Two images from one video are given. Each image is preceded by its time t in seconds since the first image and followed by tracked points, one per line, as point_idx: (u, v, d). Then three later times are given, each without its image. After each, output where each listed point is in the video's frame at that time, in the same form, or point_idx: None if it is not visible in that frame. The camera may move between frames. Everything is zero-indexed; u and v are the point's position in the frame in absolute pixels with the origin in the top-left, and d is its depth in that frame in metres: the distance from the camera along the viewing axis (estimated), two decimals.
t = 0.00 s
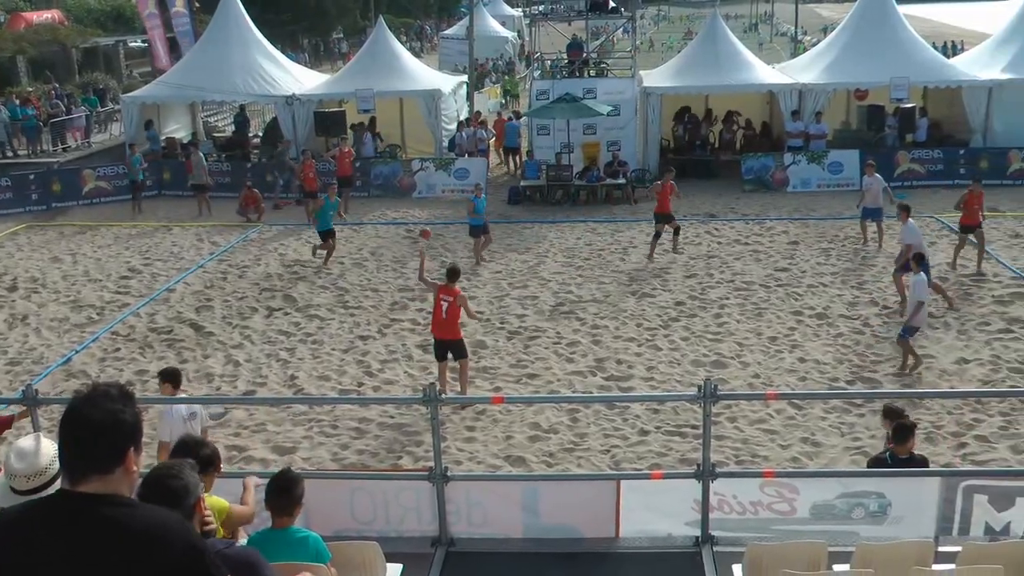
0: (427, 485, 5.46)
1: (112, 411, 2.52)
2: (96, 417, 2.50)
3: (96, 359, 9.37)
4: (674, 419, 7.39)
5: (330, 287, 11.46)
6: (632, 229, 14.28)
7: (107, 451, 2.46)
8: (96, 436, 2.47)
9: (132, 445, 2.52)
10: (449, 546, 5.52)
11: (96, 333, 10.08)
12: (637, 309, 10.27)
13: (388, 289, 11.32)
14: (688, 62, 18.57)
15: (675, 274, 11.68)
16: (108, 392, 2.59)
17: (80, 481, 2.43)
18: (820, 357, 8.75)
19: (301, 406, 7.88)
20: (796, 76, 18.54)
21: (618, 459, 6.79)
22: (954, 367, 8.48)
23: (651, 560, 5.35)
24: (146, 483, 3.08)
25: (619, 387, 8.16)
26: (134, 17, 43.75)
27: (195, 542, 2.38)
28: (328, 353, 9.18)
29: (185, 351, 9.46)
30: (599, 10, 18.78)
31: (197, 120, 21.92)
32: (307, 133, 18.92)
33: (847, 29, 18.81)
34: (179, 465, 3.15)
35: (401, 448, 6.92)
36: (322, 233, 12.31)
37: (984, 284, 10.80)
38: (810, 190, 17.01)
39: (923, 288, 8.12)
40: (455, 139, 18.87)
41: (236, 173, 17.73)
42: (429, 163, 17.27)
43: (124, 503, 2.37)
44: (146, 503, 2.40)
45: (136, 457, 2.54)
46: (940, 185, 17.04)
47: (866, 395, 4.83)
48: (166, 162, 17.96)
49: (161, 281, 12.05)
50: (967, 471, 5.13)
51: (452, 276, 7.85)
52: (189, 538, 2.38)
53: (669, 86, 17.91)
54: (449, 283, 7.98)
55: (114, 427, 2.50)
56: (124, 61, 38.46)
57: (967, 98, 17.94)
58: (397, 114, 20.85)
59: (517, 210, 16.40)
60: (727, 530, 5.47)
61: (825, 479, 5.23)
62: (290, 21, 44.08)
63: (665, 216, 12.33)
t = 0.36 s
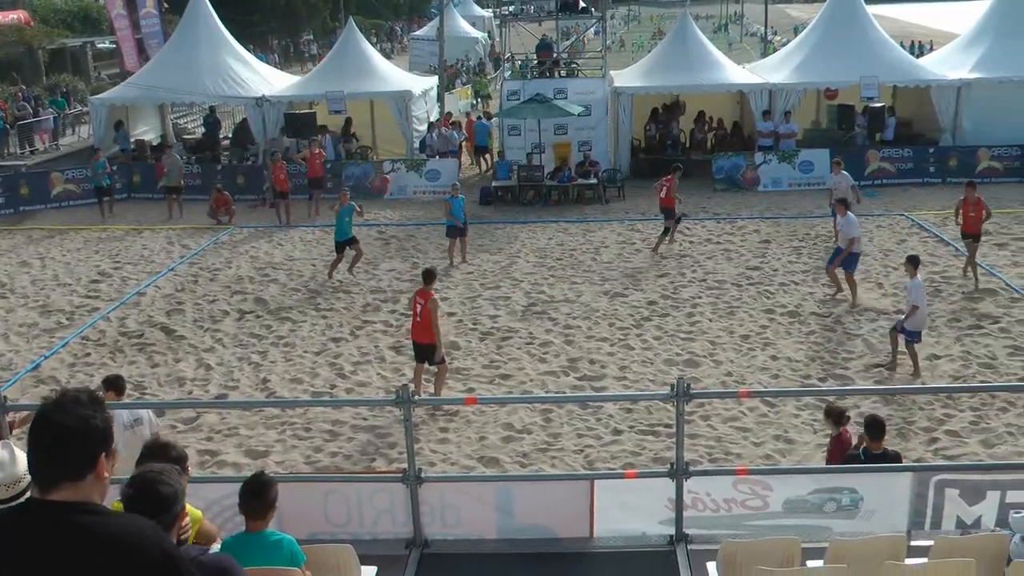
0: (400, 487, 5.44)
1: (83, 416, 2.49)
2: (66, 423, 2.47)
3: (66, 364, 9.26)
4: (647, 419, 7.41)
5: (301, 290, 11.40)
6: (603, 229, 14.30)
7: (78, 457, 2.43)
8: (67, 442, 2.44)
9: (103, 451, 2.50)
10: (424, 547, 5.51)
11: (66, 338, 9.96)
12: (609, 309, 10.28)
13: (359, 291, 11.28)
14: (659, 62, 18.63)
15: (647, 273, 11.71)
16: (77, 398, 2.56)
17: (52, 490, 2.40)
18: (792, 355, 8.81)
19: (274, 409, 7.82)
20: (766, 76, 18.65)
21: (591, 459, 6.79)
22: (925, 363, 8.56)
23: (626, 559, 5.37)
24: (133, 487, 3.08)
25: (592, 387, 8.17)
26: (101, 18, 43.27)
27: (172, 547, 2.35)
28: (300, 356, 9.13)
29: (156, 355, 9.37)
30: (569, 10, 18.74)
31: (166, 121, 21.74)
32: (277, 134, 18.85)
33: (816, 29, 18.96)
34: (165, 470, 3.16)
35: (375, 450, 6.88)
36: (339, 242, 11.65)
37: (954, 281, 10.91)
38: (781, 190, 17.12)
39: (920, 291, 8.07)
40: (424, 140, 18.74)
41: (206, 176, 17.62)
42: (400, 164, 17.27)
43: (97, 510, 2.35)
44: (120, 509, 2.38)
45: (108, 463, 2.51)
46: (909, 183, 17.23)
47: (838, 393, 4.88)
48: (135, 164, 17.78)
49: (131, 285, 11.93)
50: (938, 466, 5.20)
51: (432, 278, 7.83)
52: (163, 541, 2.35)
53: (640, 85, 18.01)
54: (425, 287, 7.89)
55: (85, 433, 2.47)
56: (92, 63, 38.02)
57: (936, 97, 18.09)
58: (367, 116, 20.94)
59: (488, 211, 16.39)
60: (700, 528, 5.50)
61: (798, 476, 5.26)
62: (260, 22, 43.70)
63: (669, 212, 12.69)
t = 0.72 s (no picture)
0: (371, 490, 5.42)
1: (47, 427, 2.46)
2: (29, 433, 2.43)
3: (30, 372, 9.12)
4: (617, 417, 7.42)
5: (268, 293, 11.32)
6: (571, 229, 14.32)
7: (39, 469, 2.39)
8: (29, 453, 2.41)
9: (68, 461, 2.47)
10: (395, 550, 5.49)
11: (30, 345, 9.82)
12: (577, 309, 10.30)
13: (328, 294, 11.22)
14: (625, 62, 18.68)
15: (615, 272, 11.75)
16: (41, 408, 2.53)
17: (15, 502, 2.36)
18: (761, 352, 8.87)
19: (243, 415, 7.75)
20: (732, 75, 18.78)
21: (562, 459, 6.79)
22: (892, 358, 8.65)
23: (598, 558, 5.39)
24: (106, 494, 3.05)
25: (562, 386, 8.19)
26: (61, 19, 42.67)
27: (138, 560, 2.32)
28: (268, 360, 9.06)
29: (123, 362, 9.26)
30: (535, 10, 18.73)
31: (130, 125, 21.52)
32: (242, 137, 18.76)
33: (782, 28, 19.11)
34: (138, 477, 3.13)
35: (345, 454, 6.83)
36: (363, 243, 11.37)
37: (920, 276, 11.04)
38: (748, 188, 17.23)
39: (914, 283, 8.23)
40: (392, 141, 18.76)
41: (171, 180, 17.46)
42: (367, 165, 17.17)
43: (62, 521, 2.31)
44: (85, 521, 2.34)
45: (72, 474, 2.48)
46: (874, 180, 17.42)
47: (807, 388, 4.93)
48: (99, 168, 17.56)
49: (97, 291, 11.79)
50: (906, 459, 5.28)
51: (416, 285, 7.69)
52: (129, 553, 2.33)
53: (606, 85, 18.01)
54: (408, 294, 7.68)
55: (49, 443, 2.44)
56: (53, 66, 37.49)
57: (901, 95, 18.32)
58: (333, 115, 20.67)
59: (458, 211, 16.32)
60: (671, 526, 5.52)
61: (767, 472, 5.30)
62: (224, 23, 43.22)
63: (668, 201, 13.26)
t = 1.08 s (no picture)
0: (315, 495, 5.37)
1: None
2: None
3: None
4: (561, 417, 7.44)
5: (208, 300, 11.16)
6: (512, 229, 14.34)
7: None
8: None
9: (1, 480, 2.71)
10: (341, 556, 5.47)
11: None
12: (520, 309, 10.32)
13: (269, 299, 11.10)
14: (564, 62, 18.72)
15: (556, 272, 11.79)
16: None
17: None
18: (703, 348, 8.96)
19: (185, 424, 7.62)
20: (671, 74, 18.91)
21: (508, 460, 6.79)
22: (832, 352, 8.78)
23: (545, 559, 5.41)
24: (42, 510, 3.08)
25: (505, 387, 8.20)
26: None
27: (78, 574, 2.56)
28: (209, 367, 8.94)
29: (60, 373, 9.06)
30: (473, 11, 18.67)
31: (64, 130, 21.07)
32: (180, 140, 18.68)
33: (720, 27, 19.32)
34: (76, 493, 3.18)
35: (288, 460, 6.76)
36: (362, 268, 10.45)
37: (858, 270, 11.25)
38: (688, 186, 17.41)
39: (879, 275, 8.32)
40: (331, 144, 18.67)
41: (107, 185, 17.13)
42: (306, 168, 17.02)
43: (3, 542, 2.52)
44: (23, 540, 2.55)
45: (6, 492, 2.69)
46: (812, 177, 17.68)
47: (750, 382, 5.02)
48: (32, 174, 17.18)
49: (32, 301, 11.52)
50: (849, 450, 5.37)
51: (388, 298, 7.52)
52: (66, 573, 2.54)
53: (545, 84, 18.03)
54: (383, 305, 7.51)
55: None
56: None
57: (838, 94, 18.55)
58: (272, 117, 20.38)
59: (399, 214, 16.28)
60: (618, 523, 5.55)
61: (712, 467, 5.34)
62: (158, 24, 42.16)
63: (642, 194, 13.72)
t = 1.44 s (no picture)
0: (254, 501, 5.31)
1: None
2: None
3: None
4: (500, 417, 7.45)
5: (142, 306, 10.98)
6: (449, 230, 14.32)
7: None
8: None
9: None
10: (281, 562, 5.41)
11: None
12: (458, 310, 10.32)
13: (204, 304, 10.95)
14: (496, 63, 18.72)
15: (493, 272, 11.80)
16: None
17: None
18: (641, 346, 9.04)
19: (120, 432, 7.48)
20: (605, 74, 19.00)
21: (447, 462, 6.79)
22: (768, 348, 8.90)
23: (487, 560, 5.42)
24: None
25: (444, 389, 8.20)
26: None
27: None
28: (144, 374, 8.79)
29: None
30: (406, 11, 18.67)
31: None
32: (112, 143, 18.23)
33: (652, 27, 19.45)
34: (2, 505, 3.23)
35: (226, 467, 6.69)
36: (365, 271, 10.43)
37: (793, 266, 11.42)
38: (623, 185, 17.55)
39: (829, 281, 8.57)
40: (265, 147, 18.44)
41: (37, 190, 16.75)
42: (240, 171, 16.87)
43: None
44: None
45: None
46: (746, 176, 17.91)
47: (689, 379, 5.05)
48: None
49: None
50: (787, 445, 5.45)
51: (379, 302, 7.47)
52: None
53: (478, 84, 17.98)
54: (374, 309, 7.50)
55: None
56: None
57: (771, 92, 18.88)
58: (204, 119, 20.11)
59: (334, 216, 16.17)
60: (559, 522, 5.57)
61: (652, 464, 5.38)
62: (86, 25, 40.91)
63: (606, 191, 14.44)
